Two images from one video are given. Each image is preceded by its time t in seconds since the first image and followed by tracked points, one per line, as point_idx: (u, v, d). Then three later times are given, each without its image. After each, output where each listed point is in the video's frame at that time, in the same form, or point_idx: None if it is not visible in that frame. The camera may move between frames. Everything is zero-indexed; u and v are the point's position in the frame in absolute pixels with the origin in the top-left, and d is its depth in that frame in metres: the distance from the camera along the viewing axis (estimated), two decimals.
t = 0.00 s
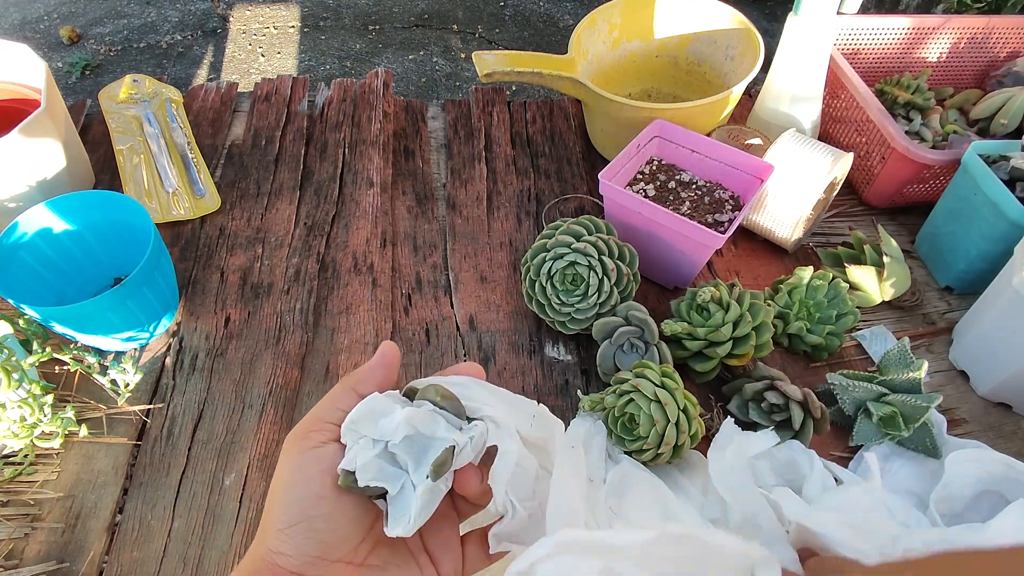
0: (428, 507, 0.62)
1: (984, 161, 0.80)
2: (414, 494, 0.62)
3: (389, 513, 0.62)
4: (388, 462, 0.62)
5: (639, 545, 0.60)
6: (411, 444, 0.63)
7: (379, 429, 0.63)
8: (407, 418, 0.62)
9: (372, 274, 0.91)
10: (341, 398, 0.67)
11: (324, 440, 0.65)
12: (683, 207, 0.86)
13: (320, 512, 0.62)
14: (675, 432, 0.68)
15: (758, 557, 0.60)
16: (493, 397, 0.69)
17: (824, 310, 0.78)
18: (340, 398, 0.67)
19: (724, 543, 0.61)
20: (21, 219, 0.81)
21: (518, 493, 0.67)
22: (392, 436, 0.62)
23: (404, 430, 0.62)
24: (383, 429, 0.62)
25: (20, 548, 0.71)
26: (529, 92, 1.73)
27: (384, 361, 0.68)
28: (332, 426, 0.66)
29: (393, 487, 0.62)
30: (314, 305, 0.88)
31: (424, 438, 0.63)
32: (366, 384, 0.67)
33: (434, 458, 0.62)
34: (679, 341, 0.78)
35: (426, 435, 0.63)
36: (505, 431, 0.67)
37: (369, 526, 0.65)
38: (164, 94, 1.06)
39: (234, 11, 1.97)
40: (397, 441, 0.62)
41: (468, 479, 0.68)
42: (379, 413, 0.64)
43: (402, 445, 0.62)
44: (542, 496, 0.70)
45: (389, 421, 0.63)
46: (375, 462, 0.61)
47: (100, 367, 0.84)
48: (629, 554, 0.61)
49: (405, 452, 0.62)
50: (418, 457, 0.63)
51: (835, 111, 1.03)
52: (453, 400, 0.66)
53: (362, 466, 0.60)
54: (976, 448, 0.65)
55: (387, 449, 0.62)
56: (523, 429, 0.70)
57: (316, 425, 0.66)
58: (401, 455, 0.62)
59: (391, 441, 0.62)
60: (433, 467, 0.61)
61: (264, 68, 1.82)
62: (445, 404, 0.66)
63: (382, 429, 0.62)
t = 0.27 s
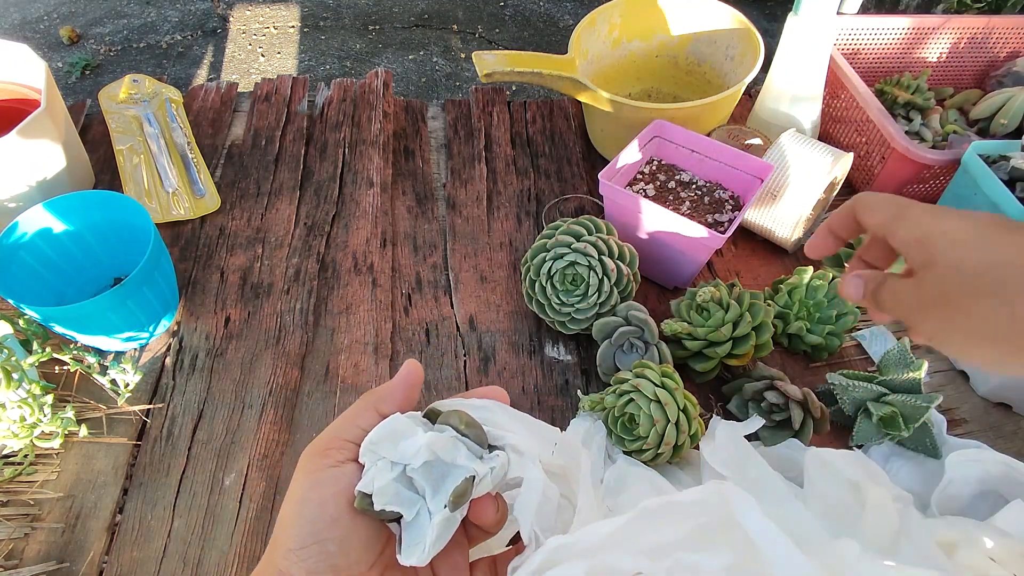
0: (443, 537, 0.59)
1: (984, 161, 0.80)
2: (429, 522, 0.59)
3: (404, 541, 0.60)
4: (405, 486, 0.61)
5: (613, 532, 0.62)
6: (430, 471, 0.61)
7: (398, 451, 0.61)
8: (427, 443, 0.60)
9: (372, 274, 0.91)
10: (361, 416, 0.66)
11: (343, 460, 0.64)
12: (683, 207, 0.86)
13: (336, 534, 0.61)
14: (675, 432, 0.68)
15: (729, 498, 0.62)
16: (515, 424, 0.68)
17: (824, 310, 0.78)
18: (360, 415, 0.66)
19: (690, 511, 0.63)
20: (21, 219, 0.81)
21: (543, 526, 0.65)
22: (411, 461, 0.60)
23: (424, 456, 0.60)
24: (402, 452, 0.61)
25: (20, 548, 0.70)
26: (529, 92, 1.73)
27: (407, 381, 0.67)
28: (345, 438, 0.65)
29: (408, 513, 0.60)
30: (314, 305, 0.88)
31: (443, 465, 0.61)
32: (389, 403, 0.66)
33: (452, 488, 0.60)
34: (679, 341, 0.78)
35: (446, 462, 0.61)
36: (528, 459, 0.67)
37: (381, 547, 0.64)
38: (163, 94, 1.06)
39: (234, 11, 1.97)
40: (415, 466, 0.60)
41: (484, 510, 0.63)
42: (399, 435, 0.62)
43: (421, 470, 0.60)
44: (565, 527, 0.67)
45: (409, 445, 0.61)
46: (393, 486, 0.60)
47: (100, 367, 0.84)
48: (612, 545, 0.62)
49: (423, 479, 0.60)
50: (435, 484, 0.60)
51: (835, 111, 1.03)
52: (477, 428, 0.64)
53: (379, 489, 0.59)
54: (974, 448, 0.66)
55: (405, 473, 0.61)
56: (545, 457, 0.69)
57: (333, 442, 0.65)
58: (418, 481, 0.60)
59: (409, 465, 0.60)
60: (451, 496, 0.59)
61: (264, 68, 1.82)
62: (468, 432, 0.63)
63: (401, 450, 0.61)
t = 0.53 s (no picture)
0: (451, 546, 0.59)
1: (984, 161, 0.80)
2: (436, 531, 0.59)
3: (410, 549, 0.60)
4: (413, 493, 0.61)
5: (617, 533, 0.61)
6: (439, 478, 0.60)
7: (406, 458, 0.61)
8: (436, 450, 0.60)
9: (372, 274, 0.91)
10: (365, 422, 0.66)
11: (349, 466, 0.64)
12: (683, 207, 0.86)
13: (340, 543, 0.61)
14: (675, 432, 0.68)
15: (732, 495, 0.62)
16: (526, 430, 0.68)
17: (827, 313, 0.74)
18: (364, 421, 0.66)
19: (691, 512, 0.63)
20: (21, 219, 0.81)
21: (556, 534, 0.64)
22: (420, 468, 0.60)
23: (433, 463, 0.60)
24: (410, 458, 0.61)
25: (20, 549, 0.70)
26: (529, 92, 1.73)
27: (413, 388, 0.67)
28: (346, 439, 0.65)
29: (416, 521, 0.60)
30: (314, 305, 0.88)
31: (453, 473, 0.61)
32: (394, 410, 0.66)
33: (460, 497, 0.59)
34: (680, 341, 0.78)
35: (456, 471, 0.61)
36: (539, 467, 0.65)
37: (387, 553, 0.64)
38: (163, 94, 1.05)
39: (234, 11, 1.97)
40: (424, 473, 0.60)
41: (493, 519, 0.64)
42: (408, 442, 0.62)
43: (429, 477, 0.60)
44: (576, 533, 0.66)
45: (417, 452, 0.61)
46: (400, 493, 0.60)
47: (100, 367, 0.84)
48: (616, 545, 0.62)
49: (433, 487, 0.60)
50: (443, 492, 0.60)
51: (835, 111, 1.03)
52: (486, 435, 0.64)
53: (386, 496, 0.59)
54: (973, 449, 0.66)
55: (412, 481, 0.61)
56: (556, 463, 0.68)
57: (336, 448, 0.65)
58: (428, 488, 0.60)
59: (418, 471, 0.60)
60: (459, 506, 0.58)
61: (264, 68, 1.82)
62: (477, 439, 0.63)
63: (410, 456, 0.61)
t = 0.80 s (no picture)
0: (445, 545, 0.59)
1: (984, 161, 0.80)
2: (431, 530, 0.59)
3: (405, 549, 0.60)
4: (407, 493, 0.61)
5: (616, 531, 0.62)
6: (432, 477, 0.61)
7: (399, 457, 0.61)
8: (429, 450, 0.60)
9: (372, 274, 0.91)
10: (360, 425, 0.66)
11: (342, 468, 0.64)
12: (683, 207, 0.86)
13: (334, 546, 0.60)
14: (675, 432, 0.68)
15: (729, 495, 0.63)
16: (519, 430, 0.68)
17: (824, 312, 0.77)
18: (359, 425, 0.66)
19: (690, 511, 0.63)
20: (21, 219, 0.81)
21: (553, 534, 0.64)
22: (412, 467, 0.60)
23: (425, 462, 0.60)
24: (403, 458, 0.61)
25: (20, 549, 0.71)
26: (529, 92, 1.73)
27: (407, 387, 0.67)
28: (340, 442, 0.65)
29: (410, 521, 0.60)
30: (314, 305, 0.88)
31: (446, 472, 0.61)
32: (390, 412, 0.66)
33: (454, 495, 0.59)
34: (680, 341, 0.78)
35: (450, 469, 0.61)
36: (534, 466, 0.65)
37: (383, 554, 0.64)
38: (164, 94, 1.05)
39: (234, 11, 1.97)
40: (416, 472, 0.60)
41: (488, 519, 0.63)
42: (401, 442, 0.62)
43: (422, 476, 0.60)
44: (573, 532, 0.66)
45: (410, 452, 0.61)
46: (394, 493, 0.60)
47: (100, 367, 0.84)
48: (614, 544, 0.62)
49: (426, 486, 0.60)
50: (437, 491, 0.60)
51: (835, 111, 1.03)
52: (480, 435, 0.64)
53: (380, 496, 0.59)
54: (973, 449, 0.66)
55: (406, 481, 0.61)
56: (551, 462, 0.68)
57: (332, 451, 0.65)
58: (421, 488, 0.60)
59: (410, 471, 0.61)
60: (452, 504, 0.58)
61: (264, 68, 1.82)
62: (471, 438, 0.63)
63: (403, 456, 0.61)
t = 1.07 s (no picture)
0: (445, 547, 0.59)
1: (984, 161, 0.80)
2: (431, 531, 0.59)
3: (404, 550, 0.60)
4: (407, 494, 0.61)
5: (616, 532, 0.62)
6: (432, 478, 0.61)
7: (400, 458, 0.61)
8: (429, 450, 0.60)
9: (372, 274, 0.91)
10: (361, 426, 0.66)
11: (342, 470, 0.64)
12: (683, 207, 0.86)
13: (335, 547, 0.60)
14: (675, 432, 0.68)
15: (729, 496, 0.63)
16: (520, 431, 0.68)
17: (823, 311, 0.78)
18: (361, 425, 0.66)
19: (690, 511, 0.63)
20: (21, 219, 0.81)
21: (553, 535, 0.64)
22: (413, 468, 0.61)
23: (425, 462, 0.60)
24: (403, 459, 0.61)
25: (20, 549, 0.71)
26: (529, 92, 1.73)
27: (406, 390, 0.67)
28: (340, 443, 0.65)
29: (410, 522, 0.60)
30: (314, 305, 0.88)
31: (446, 473, 0.61)
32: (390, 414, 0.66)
33: (454, 496, 0.59)
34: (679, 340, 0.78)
35: (450, 470, 0.61)
36: (534, 466, 0.65)
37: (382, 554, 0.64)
38: (163, 94, 1.05)
39: (234, 11, 1.97)
40: (417, 473, 0.60)
41: (488, 520, 0.63)
42: (402, 442, 0.62)
43: (422, 477, 0.60)
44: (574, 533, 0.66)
45: (410, 452, 0.61)
46: (394, 494, 0.60)
47: (100, 366, 0.84)
48: (614, 546, 0.61)
49: (426, 486, 0.60)
50: (437, 492, 0.60)
51: (835, 111, 1.03)
52: (480, 435, 0.64)
53: (380, 497, 0.59)
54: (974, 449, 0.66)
55: (406, 481, 0.61)
56: (552, 462, 0.68)
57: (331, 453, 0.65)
58: (421, 488, 0.60)
59: (411, 472, 0.61)
60: (452, 504, 0.58)
61: (264, 68, 1.82)
62: (471, 439, 0.63)
63: (403, 457, 0.61)
